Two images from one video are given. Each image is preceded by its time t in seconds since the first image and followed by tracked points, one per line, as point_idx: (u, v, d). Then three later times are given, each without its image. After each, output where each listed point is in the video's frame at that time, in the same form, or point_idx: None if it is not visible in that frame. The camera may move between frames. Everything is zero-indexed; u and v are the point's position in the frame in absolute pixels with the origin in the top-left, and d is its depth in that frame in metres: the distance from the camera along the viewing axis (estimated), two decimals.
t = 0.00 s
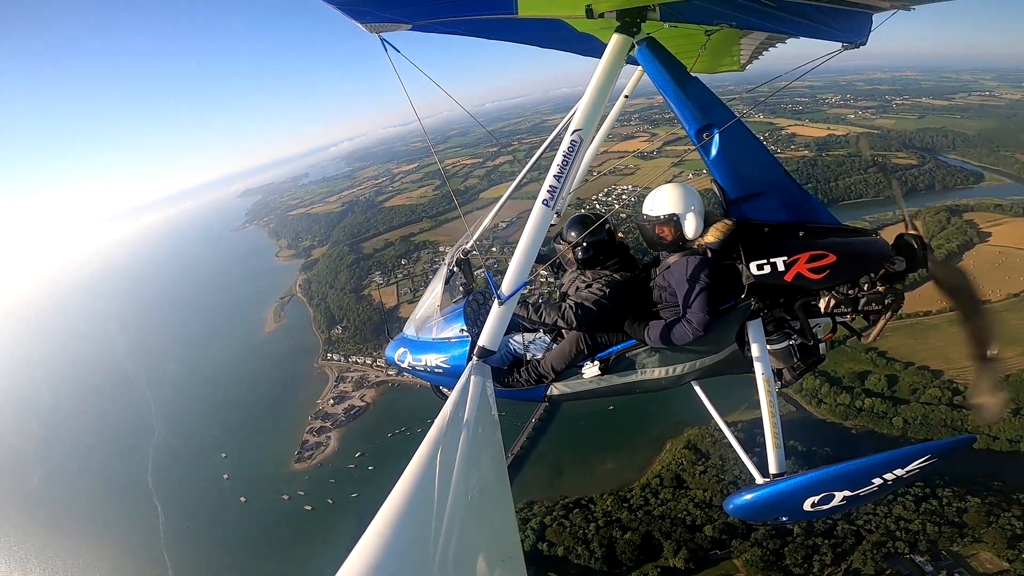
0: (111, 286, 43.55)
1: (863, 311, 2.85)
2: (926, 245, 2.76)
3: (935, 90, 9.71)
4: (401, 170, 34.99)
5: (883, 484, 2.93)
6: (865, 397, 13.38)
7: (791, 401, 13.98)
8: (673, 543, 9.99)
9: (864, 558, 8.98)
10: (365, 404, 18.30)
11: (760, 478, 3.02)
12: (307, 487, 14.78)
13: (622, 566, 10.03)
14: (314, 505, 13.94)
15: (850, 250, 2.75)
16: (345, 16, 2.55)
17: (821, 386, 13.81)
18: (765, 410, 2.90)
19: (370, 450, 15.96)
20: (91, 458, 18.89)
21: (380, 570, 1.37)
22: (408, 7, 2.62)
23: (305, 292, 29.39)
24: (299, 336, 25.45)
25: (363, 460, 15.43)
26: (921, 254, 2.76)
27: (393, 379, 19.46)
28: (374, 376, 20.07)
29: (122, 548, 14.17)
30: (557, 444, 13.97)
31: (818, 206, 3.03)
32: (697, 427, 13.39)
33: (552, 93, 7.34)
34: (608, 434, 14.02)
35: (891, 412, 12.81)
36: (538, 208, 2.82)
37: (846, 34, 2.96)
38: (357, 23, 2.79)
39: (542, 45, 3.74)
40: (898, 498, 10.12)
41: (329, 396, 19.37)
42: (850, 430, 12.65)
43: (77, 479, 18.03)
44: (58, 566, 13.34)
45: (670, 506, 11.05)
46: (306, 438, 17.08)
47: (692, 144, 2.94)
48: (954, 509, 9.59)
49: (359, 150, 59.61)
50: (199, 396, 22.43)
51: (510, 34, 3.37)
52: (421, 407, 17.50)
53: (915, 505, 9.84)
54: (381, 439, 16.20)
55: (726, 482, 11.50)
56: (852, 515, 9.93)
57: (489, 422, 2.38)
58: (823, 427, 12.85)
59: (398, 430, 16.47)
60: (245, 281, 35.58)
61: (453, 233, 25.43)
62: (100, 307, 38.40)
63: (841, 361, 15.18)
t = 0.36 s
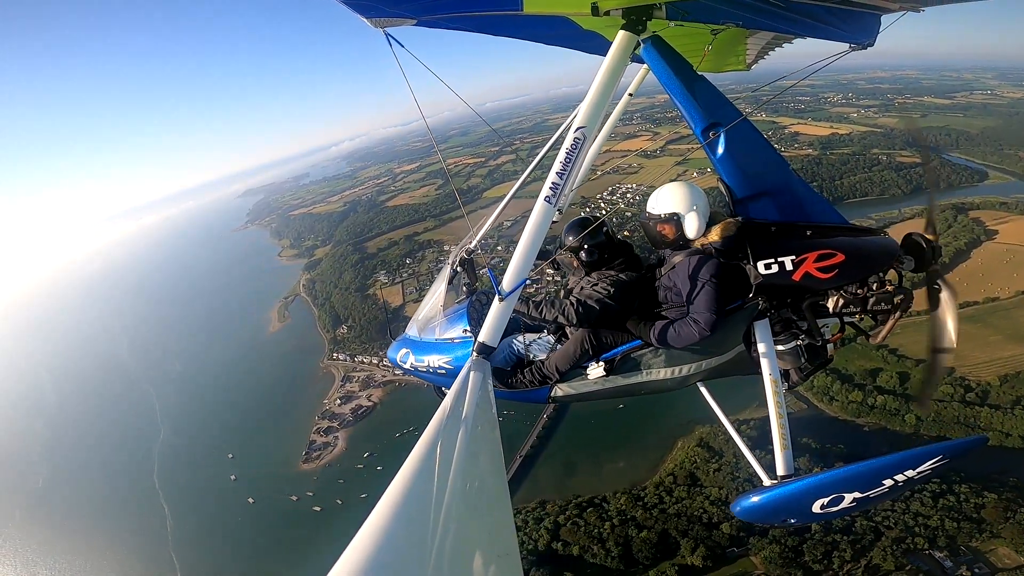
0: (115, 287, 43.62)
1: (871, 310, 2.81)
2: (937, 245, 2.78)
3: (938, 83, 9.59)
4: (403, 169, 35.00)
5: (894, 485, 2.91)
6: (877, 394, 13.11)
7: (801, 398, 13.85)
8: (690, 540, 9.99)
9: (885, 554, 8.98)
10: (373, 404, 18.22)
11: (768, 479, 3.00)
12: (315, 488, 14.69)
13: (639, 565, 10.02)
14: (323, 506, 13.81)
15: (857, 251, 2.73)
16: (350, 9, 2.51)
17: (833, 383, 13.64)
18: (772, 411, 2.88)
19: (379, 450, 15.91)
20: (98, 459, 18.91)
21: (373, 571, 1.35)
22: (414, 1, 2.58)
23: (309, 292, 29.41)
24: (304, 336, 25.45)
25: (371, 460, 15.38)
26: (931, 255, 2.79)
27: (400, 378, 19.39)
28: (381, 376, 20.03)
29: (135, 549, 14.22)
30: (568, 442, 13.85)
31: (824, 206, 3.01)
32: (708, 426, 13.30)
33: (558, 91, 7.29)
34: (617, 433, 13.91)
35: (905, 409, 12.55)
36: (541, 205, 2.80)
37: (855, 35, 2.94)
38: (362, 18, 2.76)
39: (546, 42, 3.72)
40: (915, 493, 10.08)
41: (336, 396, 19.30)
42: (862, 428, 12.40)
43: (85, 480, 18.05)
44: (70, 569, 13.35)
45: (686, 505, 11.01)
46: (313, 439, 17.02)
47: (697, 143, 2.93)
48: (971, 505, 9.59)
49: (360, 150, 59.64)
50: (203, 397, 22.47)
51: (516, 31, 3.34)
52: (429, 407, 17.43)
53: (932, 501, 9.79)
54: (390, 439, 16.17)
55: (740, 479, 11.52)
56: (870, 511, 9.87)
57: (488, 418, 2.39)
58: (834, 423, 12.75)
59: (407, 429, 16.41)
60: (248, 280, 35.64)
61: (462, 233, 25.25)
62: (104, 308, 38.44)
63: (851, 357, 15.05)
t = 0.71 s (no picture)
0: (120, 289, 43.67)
1: (868, 309, 2.83)
2: (936, 244, 2.75)
3: (940, 79, 9.46)
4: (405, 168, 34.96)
5: (886, 482, 2.93)
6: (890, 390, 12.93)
7: (811, 395, 13.64)
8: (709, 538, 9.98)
9: (906, 549, 8.92)
10: (380, 404, 18.01)
11: (762, 476, 3.01)
12: (325, 489, 14.48)
13: (656, 563, 10.00)
14: (333, 507, 13.58)
15: (858, 248, 2.73)
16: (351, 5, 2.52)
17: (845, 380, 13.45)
18: (768, 406, 2.90)
19: (387, 450, 15.68)
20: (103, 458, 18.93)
21: (372, 568, 1.35)
22: None
23: (314, 291, 29.35)
24: (309, 336, 25.37)
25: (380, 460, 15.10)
26: (930, 252, 2.76)
27: (407, 378, 19.24)
28: (388, 375, 19.82)
29: (145, 547, 14.26)
30: (579, 441, 13.75)
31: (824, 204, 3.01)
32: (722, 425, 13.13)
33: (562, 89, 7.23)
34: (627, 432, 13.76)
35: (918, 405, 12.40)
36: (542, 201, 2.81)
37: (859, 31, 2.93)
38: (364, 14, 2.77)
39: (549, 39, 3.72)
40: (934, 490, 10.03)
41: (343, 395, 19.05)
42: (875, 425, 12.32)
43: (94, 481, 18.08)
44: (79, 570, 13.34)
45: (702, 502, 10.94)
46: (320, 440, 16.68)
47: (699, 140, 2.94)
48: (989, 501, 9.54)
49: (362, 151, 59.62)
50: (208, 396, 22.48)
51: (518, 27, 3.34)
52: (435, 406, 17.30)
53: (950, 497, 9.73)
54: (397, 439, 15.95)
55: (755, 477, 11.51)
56: (888, 507, 9.81)
57: (487, 414, 2.42)
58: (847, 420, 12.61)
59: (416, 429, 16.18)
60: (252, 280, 35.65)
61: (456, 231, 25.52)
62: (110, 309, 38.49)
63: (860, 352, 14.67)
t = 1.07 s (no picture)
0: (125, 291, 43.60)
1: (863, 310, 2.85)
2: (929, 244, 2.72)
3: (942, 79, 9.40)
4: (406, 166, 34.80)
5: (875, 483, 3.04)
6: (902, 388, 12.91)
7: (821, 392, 13.35)
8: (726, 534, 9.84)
9: (925, 544, 9.04)
10: (388, 404, 17.77)
11: (753, 475, 3.07)
12: (334, 489, 14.26)
13: (673, 561, 9.82)
14: (342, 508, 13.40)
15: (855, 249, 2.73)
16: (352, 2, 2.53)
17: (856, 377, 13.17)
18: (762, 407, 2.92)
19: (395, 450, 15.52)
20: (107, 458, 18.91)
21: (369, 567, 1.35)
22: None
23: (318, 290, 29.17)
24: (314, 335, 25.19)
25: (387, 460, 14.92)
26: (924, 253, 2.72)
27: (414, 378, 19.03)
28: (394, 375, 19.58)
29: (149, 546, 14.23)
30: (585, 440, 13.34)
31: (822, 203, 3.01)
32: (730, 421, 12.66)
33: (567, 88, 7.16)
34: (630, 430, 13.35)
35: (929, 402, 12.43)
36: (542, 199, 2.81)
37: (859, 31, 2.94)
38: (365, 11, 2.77)
39: (549, 37, 3.72)
40: (950, 486, 10.06)
41: (350, 396, 18.76)
42: (887, 422, 12.22)
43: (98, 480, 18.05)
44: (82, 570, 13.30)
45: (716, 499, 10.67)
46: (328, 441, 16.42)
47: (699, 139, 2.94)
48: (1006, 496, 9.57)
49: (363, 151, 59.40)
50: (212, 394, 22.41)
51: (519, 25, 3.34)
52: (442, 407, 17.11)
53: (967, 493, 9.76)
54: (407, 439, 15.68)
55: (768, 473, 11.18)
56: (905, 504, 9.87)
57: (486, 410, 2.45)
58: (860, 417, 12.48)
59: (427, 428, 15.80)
60: (255, 280, 35.55)
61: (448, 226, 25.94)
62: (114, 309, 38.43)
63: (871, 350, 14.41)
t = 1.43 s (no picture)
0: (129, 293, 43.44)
1: (861, 312, 2.87)
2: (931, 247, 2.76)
3: (945, 78, 9.35)
4: (408, 164, 34.51)
5: (873, 484, 3.06)
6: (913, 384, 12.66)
7: (833, 390, 13.32)
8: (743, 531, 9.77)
9: (942, 539, 9.05)
10: (395, 403, 17.57)
11: (751, 477, 3.10)
12: (344, 490, 14.15)
13: (690, 559, 9.77)
14: (350, 509, 13.32)
15: (855, 251, 2.74)
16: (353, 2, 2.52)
17: (867, 375, 13.25)
18: (759, 409, 2.93)
19: (402, 450, 15.42)
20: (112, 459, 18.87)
21: (366, 568, 1.35)
22: None
23: (322, 290, 28.97)
24: (319, 335, 25.03)
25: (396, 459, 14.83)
26: (924, 254, 2.75)
27: (420, 377, 18.87)
28: (402, 374, 19.34)
29: (154, 547, 14.22)
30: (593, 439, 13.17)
31: (822, 205, 3.01)
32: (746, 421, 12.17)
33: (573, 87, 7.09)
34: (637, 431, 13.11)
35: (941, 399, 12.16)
36: (542, 199, 2.82)
37: (862, 34, 2.95)
38: (367, 11, 2.76)
39: (551, 36, 3.71)
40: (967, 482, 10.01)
41: (356, 396, 18.54)
42: (899, 420, 12.11)
43: (104, 480, 18.09)
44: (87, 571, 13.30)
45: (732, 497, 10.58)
46: (336, 441, 16.29)
47: (699, 140, 2.95)
48: None
49: (365, 150, 59.01)
50: (216, 394, 22.32)
51: (522, 24, 3.33)
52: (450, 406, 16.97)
53: (984, 490, 9.73)
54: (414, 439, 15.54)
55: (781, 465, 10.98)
56: (922, 500, 9.90)
57: (486, 411, 2.45)
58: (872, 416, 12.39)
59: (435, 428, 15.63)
60: (260, 280, 35.40)
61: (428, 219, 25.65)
62: (120, 309, 38.49)
63: (883, 351, 14.38)
